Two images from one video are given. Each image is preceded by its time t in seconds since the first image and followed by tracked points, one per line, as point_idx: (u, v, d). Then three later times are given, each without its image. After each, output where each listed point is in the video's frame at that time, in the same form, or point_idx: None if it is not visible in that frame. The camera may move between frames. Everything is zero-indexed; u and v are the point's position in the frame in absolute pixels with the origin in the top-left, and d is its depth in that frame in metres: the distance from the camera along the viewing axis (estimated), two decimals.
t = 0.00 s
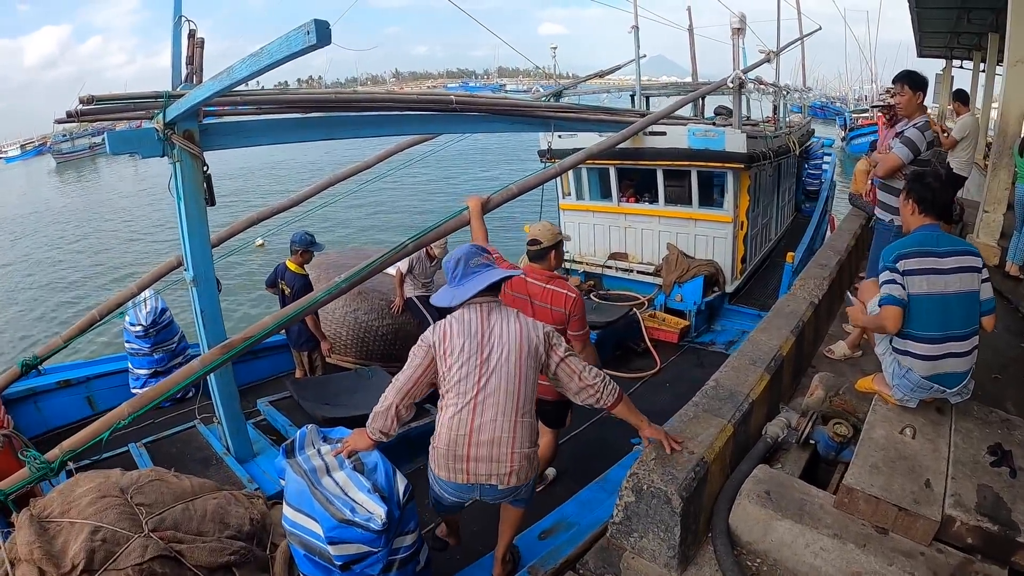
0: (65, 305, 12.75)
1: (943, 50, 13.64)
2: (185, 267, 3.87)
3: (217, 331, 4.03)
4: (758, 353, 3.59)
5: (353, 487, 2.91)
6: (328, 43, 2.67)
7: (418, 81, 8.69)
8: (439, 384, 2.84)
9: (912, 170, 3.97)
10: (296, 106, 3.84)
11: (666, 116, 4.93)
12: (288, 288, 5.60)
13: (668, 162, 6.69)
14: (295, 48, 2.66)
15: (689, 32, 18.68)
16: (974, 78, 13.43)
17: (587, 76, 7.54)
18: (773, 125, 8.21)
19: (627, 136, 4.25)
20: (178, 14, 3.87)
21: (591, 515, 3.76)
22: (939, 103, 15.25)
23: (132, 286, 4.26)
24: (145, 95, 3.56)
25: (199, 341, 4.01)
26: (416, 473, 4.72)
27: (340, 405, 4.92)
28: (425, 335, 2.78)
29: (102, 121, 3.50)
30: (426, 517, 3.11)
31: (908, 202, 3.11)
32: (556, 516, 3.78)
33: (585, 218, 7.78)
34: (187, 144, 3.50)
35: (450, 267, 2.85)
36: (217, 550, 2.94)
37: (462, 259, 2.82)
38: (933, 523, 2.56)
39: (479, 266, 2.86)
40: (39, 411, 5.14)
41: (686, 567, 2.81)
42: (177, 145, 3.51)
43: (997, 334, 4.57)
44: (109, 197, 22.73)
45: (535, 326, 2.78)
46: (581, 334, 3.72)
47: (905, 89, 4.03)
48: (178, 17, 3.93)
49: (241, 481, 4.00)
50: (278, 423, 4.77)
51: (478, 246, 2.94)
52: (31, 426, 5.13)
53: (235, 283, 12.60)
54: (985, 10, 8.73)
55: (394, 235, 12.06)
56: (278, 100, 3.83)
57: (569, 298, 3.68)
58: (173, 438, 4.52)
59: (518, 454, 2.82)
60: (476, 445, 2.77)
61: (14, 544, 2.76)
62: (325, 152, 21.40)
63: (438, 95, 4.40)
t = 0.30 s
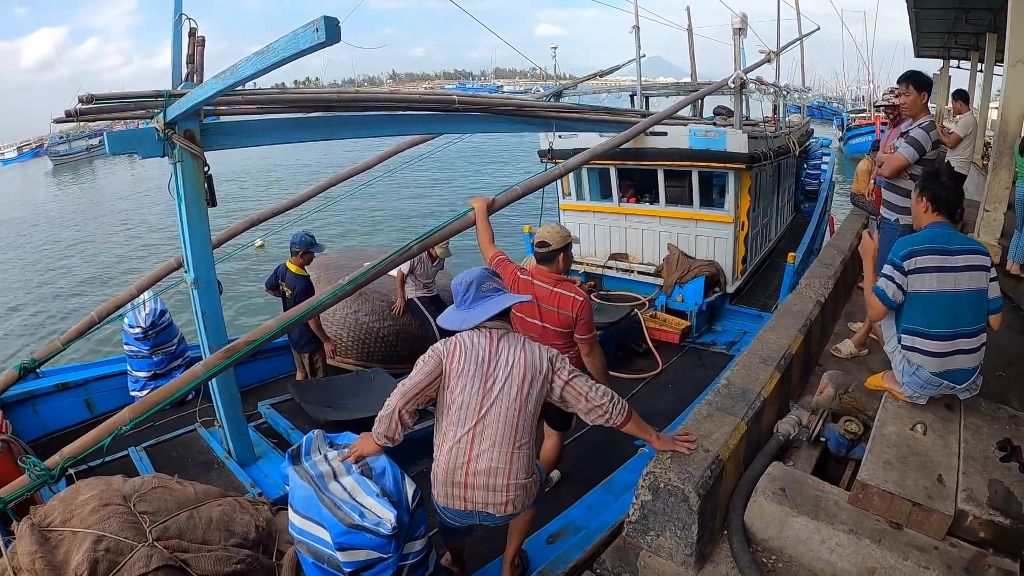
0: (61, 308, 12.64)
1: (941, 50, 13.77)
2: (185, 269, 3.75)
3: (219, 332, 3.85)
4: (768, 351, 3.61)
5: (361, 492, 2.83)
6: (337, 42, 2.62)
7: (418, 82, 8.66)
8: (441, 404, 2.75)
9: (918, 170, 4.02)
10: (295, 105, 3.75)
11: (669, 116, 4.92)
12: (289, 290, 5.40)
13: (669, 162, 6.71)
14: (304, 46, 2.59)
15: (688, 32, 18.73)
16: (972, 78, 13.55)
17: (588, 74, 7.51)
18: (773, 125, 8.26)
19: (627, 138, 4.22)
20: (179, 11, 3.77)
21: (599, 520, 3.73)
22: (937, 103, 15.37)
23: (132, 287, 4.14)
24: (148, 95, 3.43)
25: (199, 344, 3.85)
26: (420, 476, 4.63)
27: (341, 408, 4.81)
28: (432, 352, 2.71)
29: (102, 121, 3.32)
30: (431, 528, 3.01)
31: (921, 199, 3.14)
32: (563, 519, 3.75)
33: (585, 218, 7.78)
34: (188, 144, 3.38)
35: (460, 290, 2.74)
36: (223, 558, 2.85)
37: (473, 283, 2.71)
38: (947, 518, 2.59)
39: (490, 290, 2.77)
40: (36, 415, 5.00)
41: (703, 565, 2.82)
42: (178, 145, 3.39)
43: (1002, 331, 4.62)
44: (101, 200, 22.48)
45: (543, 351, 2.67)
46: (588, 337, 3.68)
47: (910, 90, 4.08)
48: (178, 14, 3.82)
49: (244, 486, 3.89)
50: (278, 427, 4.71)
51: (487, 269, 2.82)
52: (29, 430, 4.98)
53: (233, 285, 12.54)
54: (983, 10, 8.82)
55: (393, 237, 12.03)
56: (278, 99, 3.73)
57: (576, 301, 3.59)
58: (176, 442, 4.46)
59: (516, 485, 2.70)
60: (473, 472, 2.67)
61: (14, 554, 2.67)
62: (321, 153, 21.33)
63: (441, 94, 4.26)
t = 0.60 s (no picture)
0: (57, 310, 12.56)
1: (938, 49, 13.87)
2: (181, 271, 3.56)
3: (216, 335, 3.67)
4: (772, 349, 3.61)
5: (364, 500, 2.68)
6: (337, 41, 2.60)
7: (415, 82, 8.63)
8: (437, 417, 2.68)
9: (919, 169, 4.05)
10: (293, 105, 3.72)
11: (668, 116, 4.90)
12: (286, 291, 5.19)
13: (667, 162, 6.73)
14: (305, 46, 2.57)
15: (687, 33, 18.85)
16: (969, 78, 13.64)
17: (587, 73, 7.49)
18: (771, 125, 8.30)
19: (627, 139, 4.17)
20: (175, 10, 3.70)
21: (601, 523, 3.64)
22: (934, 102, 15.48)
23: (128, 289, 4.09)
24: (145, 95, 3.37)
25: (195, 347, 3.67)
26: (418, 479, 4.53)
27: (340, 411, 4.77)
28: (429, 363, 2.62)
29: (96, 122, 3.21)
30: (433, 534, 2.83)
31: (931, 196, 3.17)
32: (565, 523, 3.64)
33: (584, 217, 7.78)
34: (184, 145, 3.22)
35: (462, 303, 2.61)
36: (224, 568, 2.70)
37: (477, 297, 2.60)
38: (952, 514, 2.61)
39: (494, 306, 2.64)
40: (32, 417, 4.91)
41: (710, 562, 2.83)
42: (175, 146, 3.22)
43: (1004, 329, 4.66)
44: (95, 201, 22.28)
45: (544, 366, 2.59)
46: (588, 341, 3.59)
47: (910, 89, 4.11)
48: (175, 13, 3.74)
49: (240, 489, 3.71)
50: (277, 429, 4.51)
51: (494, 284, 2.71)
52: (25, 433, 4.90)
53: (230, 286, 12.49)
54: (980, 10, 8.88)
55: (391, 237, 12.02)
56: (275, 99, 3.69)
57: (577, 304, 3.51)
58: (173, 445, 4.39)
59: (512, 502, 2.63)
60: (469, 487, 2.60)
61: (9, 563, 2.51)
62: (318, 154, 21.28)
63: (441, 94, 4.21)
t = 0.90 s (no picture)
0: (52, 311, 12.51)
1: (934, 49, 13.94)
2: (176, 273, 3.48)
3: (210, 340, 3.58)
4: (770, 348, 3.62)
5: (361, 509, 2.47)
6: (332, 44, 2.51)
7: (411, 82, 8.63)
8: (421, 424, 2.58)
9: (916, 168, 4.06)
10: (289, 105, 3.72)
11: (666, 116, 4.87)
12: (281, 291, 5.13)
13: (665, 161, 6.75)
14: (299, 49, 2.49)
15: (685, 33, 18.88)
16: (965, 78, 13.71)
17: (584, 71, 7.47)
18: (769, 124, 8.32)
19: (628, 137, 4.19)
20: (169, 7, 3.53)
21: (599, 526, 3.47)
22: (930, 101, 15.55)
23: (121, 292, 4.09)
24: (138, 95, 3.16)
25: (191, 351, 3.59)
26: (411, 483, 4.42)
27: (336, 412, 4.74)
28: (410, 370, 2.49)
29: (90, 123, 3.07)
30: (429, 542, 2.72)
31: (930, 195, 3.19)
32: (562, 527, 3.48)
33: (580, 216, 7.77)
34: (178, 146, 3.17)
35: (449, 311, 2.50)
36: None
37: (465, 306, 2.49)
38: (952, 509, 2.62)
39: (481, 314, 2.53)
40: (26, 419, 4.87)
41: (711, 559, 2.84)
42: (168, 147, 3.16)
43: (1004, 326, 4.69)
44: (90, 202, 22.17)
45: (530, 371, 2.53)
46: (587, 343, 3.39)
47: (908, 89, 4.12)
48: (171, 11, 3.62)
49: (238, 494, 3.57)
50: (272, 431, 4.41)
51: (481, 290, 2.59)
52: (19, 434, 4.87)
53: (226, 287, 12.45)
54: (976, 10, 8.93)
55: (389, 237, 12.00)
56: (269, 100, 3.69)
57: (575, 306, 3.30)
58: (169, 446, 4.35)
59: (500, 509, 2.58)
60: (457, 495, 2.54)
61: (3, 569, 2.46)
62: (315, 154, 21.25)
63: (436, 92, 4.12)
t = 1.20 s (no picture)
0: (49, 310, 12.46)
1: (932, 49, 13.97)
2: (168, 273, 3.42)
3: (203, 342, 3.52)
4: (768, 346, 3.61)
5: (351, 517, 2.44)
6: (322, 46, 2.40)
7: (408, 80, 8.61)
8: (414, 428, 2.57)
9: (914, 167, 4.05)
10: (284, 104, 3.69)
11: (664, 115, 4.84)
12: (275, 291, 5.07)
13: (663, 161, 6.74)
14: (285, 50, 2.38)
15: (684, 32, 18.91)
16: (963, 77, 13.73)
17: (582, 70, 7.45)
18: (767, 124, 8.32)
19: (626, 136, 4.17)
20: (161, 6, 3.39)
21: (593, 532, 3.38)
22: (928, 100, 15.58)
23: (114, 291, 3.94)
24: (130, 95, 3.13)
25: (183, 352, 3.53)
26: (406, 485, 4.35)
27: (331, 413, 4.73)
28: (405, 374, 2.49)
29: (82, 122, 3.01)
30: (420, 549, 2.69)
31: (926, 195, 3.19)
32: (555, 531, 3.40)
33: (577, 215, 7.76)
34: (169, 146, 3.09)
35: (445, 318, 2.48)
36: None
37: (461, 313, 2.47)
38: (949, 508, 2.62)
39: (477, 321, 2.51)
40: (20, 419, 4.85)
41: (709, 557, 2.83)
42: (160, 147, 3.10)
43: (1003, 325, 4.69)
44: (85, 201, 22.06)
45: (527, 380, 2.52)
46: (583, 347, 3.21)
47: (906, 88, 4.11)
48: (162, 11, 3.43)
49: (230, 495, 3.48)
50: (266, 432, 4.35)
51: (477, 297, 2.57)
52: (13, 434, 4.84)
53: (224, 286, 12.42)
54: (974, 10, 8.95)
55: (386, 236, 11.98)
56: (263, 99, 3.61)
57: (571, 308, 3.13)
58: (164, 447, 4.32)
59: (488, 517, 2.56)
60: (445, 501, 2.53)
61: None
62: (312, 153, 21.23)
63: (433, 90, 4.11)
